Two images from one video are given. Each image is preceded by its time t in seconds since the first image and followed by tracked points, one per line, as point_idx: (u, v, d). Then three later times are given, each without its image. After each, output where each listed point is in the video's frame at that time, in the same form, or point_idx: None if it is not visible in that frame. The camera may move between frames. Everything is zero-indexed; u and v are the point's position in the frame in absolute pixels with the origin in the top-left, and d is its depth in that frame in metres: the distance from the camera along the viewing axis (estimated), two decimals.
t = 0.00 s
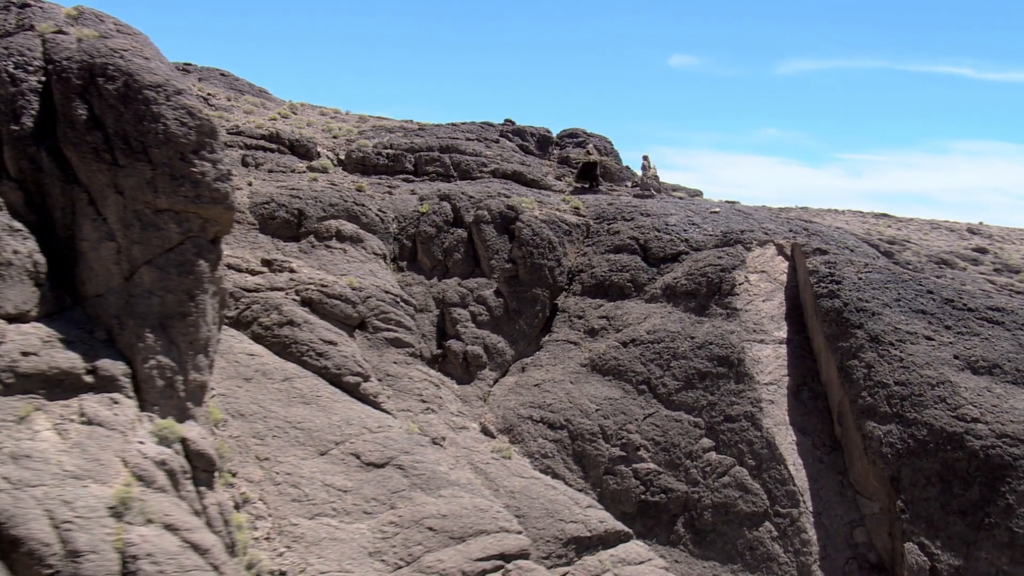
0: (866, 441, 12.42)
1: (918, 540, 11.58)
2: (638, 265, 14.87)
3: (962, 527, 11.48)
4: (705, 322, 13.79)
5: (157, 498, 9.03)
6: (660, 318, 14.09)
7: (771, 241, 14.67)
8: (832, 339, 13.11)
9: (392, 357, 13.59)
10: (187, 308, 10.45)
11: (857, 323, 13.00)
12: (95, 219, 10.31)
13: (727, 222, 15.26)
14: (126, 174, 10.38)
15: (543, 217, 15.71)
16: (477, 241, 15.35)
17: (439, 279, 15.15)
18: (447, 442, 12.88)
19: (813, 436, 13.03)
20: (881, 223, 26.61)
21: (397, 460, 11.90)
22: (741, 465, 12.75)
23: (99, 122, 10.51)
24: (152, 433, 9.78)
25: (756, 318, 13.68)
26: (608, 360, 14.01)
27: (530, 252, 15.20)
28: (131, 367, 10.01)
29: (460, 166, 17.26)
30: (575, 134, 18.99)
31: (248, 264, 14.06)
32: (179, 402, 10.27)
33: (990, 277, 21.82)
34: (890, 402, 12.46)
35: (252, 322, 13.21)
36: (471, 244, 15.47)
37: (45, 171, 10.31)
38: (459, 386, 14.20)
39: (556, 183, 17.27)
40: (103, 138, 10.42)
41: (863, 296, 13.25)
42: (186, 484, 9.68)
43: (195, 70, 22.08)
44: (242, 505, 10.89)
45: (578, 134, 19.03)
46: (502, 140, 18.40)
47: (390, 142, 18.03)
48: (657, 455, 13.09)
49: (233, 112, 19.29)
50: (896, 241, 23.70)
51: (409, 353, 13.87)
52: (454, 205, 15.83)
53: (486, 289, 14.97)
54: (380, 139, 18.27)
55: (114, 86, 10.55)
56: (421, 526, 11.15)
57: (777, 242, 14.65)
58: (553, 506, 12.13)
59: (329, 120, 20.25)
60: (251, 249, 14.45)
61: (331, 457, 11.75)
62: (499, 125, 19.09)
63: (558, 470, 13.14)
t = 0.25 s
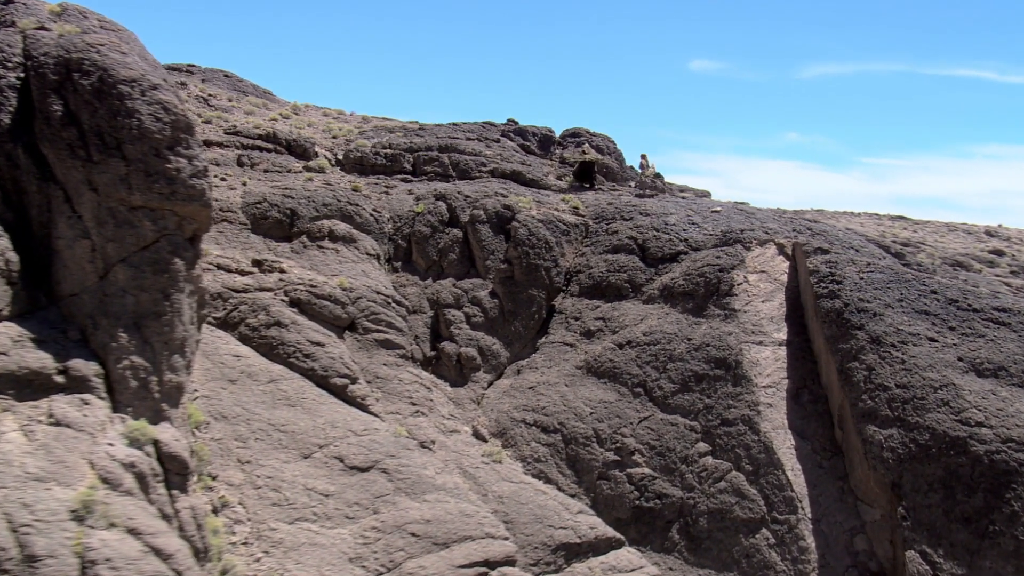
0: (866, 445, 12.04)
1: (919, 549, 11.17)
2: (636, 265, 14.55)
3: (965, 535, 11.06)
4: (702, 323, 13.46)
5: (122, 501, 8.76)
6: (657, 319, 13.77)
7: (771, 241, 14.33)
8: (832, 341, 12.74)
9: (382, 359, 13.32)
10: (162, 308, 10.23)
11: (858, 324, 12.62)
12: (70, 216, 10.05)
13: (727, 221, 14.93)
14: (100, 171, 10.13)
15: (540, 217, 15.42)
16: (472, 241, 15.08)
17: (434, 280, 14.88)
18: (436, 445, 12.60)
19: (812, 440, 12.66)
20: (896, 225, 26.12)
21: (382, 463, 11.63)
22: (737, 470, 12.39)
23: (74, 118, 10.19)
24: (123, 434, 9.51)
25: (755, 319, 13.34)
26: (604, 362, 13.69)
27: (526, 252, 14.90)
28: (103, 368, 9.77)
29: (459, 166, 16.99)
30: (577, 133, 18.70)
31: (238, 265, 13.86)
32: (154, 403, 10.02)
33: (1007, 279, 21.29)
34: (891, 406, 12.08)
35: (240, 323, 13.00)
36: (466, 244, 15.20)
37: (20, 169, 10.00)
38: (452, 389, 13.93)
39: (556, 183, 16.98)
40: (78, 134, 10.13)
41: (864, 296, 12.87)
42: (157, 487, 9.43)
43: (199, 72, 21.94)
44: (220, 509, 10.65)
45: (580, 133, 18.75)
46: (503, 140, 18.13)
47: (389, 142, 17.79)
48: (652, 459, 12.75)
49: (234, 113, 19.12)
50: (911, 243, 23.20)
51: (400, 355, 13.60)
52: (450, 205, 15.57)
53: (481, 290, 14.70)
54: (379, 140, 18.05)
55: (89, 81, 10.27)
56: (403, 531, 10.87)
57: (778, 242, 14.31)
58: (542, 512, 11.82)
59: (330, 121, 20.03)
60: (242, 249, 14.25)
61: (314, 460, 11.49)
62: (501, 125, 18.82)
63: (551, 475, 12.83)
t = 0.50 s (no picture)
0: (867, 451, 11.66)
1: (920, 559, 10.79)
2: (634, 266, 14.24)
3: (968, 544, 10.69)
4: (700, 325, 13.13)
5: (87, 506, 8.53)
6: (654, 321, 13.46)
7: (771, 241, 13.98)
8: (832, 343, 12.38)
9: (373, 362, 13.07)
10: (137, 308, 9.99)
11: (858, 326, 12.26)
12: (46, 216, 9.87)
13: (728, 222, 14.59)
14: (74, 168, 9.82)
15: (537, 217, 15.14)
16: (467, 242, 14.81)
17: (428, 282, 14.63)
18: (426, 450, 12.34)
19: (811, 446, 12.29)
20: (912, 227, 25.62)
21: (366, 468, 11.37)
22: (734, 476, 12.04)
23: (49, 115, 9.87)
24: (93, 437, 9.26)
25: (753, 321, 13.00)
26: (599, 365, 13.39)
27: (522, 253, 14.61)
28: (76, 369, 9.56)
29: (458, 166, 16.72)
30: (580, 134, 18.42)
31: (228, 266, 13.66)
32: (128, 406, 9.79)
33: None
34: (892, 411, 11.70)
35: (227, 326, 12.80)
36: (461, 245, 14.94)
37: None
38: (445, 393, 13.68)
39: (557, 183, 16.69)
40: (53, 131, 9.81)
41: (865, 298, 12.50)
42: (128, 491, 9.21)
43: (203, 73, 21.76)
44: (198, 514, 10.43)
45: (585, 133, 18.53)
46: (504, 140, 17.86)
47: (389, 143, 17.56)
48: (646, 465, 12.43)
49: (234, 114, 18.90)
50: (926, 245, 22.71)
51: (391, 358, 13.35)
52: (446, 205, 15.32)
53: (476, 291, 14.44)
54: (378, 140, 17.81)
55: (64, 77, 9.90)
56: (385, 538, 10.61)
57: (779, 242, 13.96)
58: (531, 518, 11.52)
59: (332, 122, 19.81)
60: (233, 251, 14.06)
61: (297, 465, 11.25)
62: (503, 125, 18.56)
63: (543, 481, 12.55)
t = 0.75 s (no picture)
0: (868, 458, 11.27)
1: (922, 570, 10.41)
2: (632, 268, 13.95)
3: (971, 555, 10.31)
4: (698, 328, 12.81)
5: (51, 512, 8.31)
6: (651, 324, 13.15)
7: (773, 242, 13.65)
8: (833, 347, 12.03)
9: (363, 365, 12.81)
10: (112, 310, 9.77)
11: (859, 329, 11.90)
12: (23, 216, 9.71)
13: (729, 223, 14.27)
14: (49, 168, 9.62)
15: (535, 218, 14.86)
16: (464, 243, 14.55)
17: (424, 284, 14.38)
18: (415, 456, 12.08)
19: (811, 452, 11.93)
20: (928, 230, 25.14)
21: (351, 474, 11.13)
22: (731, 484, 11.69)
23: (25, 114, 9.67)
24: (64, 441, 9.03)
25: (753, 324, 12.66)
26: (595, 370, 13.09)
27: (518, 255, 14.32)
28: (49, 372, 9.34)
29: (457, 167, 16.47)
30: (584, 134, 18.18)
31: (219, 268, 13.46)
32: (103, 410, 9.56)
33: None
34: (893, 416, 11.32)
35: (216, 329, 12.60)
36: (458, 247, 14.68)
37: None
38: (439, 398, 13.43)
39: (558, 184, 16.41)
40: (29, 131, 9.61)
41: (867, 300, 12.14)
42: (98, 497, 8.98)
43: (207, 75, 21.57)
44: (177, 521, 10.20)
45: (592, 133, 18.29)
46: (506, 141, 17.61)
47: (389, 144, 17.34)
48: (641, 472, 12.12)
49: (236, 115, 18.68)
50: (941, 248, 22.25)
51: (383, 362, 13.10)
52: (443, 206, 15.07)
53: (472, 294, 14.18)
54: (379, 142, 17.59)
55: (39, 75, 9.64)
56: (367, 546, 10.36)
57: (780, 243, 13.62)
58: (520, 526, 11.23)
59: (334, 124, 19.61)
60: (225, 253, 13.87)
61: (280, 470, 11.02)
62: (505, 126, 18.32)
63: (536, 487, 12.26)
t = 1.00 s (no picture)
0: (870, 467, 10.88)
1: None
2: (632, 272, 13.65)
3: (977, 568, 10.00)
4: (697, 333, 12.49)
5: (17, 520, 8.09)
6: (650, 329, 12.85)
7: (776, 244, 13.32)
8: (835, 352, 11.68)
9: (355, 370, 12.56)
10: (89, 313, 9.57)
11: (862, 333, 11.55)
12: None
13: (732, 225, 13.95)
14: (25, 168, 9.40)
15: (534, 221, 14.59)
16: (461, 246, 14.29)
17: (421, 288, 14.14)
18: (407, 463, 11.84)
19: (813, 461, 11.57)
20: (945, 234, 24.68)
21: (337, 482, 10.89)
22: (729, 493, 11.34)
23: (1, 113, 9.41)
24: (37, 448, 8.79)
25: (753, 328, 12.33)
26: (592, 375, 12.80)
27: (516, 258, 14.01)
28: (24, 377, 9.12)
29: (458, 170, 16.23)
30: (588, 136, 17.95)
31: (212, 272, 13.26)
32: (79, 415, 9.36)
33: None
34: (896, 423, 10.95)
35: (205, 333, 12.39)
36: (455, 250, 14.42)
37: None
38: (434, 404, 13.18)
39: (560, 187, 16.14)
40: (5, 130, 9.37)
41: (870, 303, 11.78)
42: (70, 505, 8.76)
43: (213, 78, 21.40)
44: (157, 528, 9.96)
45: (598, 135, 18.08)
46: (509, 143, 17.37)
47: (390, 147, 17.13)
48: (638, 480, 11.80)
49: (238, 118, 18.47)
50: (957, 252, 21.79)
51: (376, 367, 12.85)
52: (441, 209, 14.83)
53: (469, 298, 13.92)
54: (380, 145, 17.38)
55: (14, 74, 9.40)
56: (351, 555, 10.11)
57: (783, 245, 13.30)
58: (510, 536, 10.95)
59: (338, 127, 19.41)
60: (218, 256, 13.67)
61: (265, 477, 10.79)
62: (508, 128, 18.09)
63: (531, 496, 11.98)
